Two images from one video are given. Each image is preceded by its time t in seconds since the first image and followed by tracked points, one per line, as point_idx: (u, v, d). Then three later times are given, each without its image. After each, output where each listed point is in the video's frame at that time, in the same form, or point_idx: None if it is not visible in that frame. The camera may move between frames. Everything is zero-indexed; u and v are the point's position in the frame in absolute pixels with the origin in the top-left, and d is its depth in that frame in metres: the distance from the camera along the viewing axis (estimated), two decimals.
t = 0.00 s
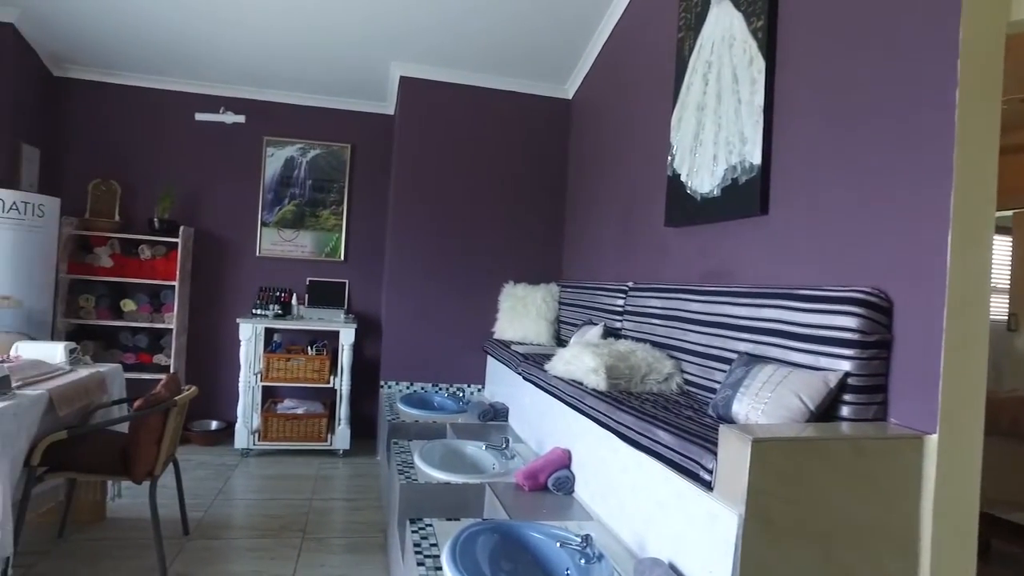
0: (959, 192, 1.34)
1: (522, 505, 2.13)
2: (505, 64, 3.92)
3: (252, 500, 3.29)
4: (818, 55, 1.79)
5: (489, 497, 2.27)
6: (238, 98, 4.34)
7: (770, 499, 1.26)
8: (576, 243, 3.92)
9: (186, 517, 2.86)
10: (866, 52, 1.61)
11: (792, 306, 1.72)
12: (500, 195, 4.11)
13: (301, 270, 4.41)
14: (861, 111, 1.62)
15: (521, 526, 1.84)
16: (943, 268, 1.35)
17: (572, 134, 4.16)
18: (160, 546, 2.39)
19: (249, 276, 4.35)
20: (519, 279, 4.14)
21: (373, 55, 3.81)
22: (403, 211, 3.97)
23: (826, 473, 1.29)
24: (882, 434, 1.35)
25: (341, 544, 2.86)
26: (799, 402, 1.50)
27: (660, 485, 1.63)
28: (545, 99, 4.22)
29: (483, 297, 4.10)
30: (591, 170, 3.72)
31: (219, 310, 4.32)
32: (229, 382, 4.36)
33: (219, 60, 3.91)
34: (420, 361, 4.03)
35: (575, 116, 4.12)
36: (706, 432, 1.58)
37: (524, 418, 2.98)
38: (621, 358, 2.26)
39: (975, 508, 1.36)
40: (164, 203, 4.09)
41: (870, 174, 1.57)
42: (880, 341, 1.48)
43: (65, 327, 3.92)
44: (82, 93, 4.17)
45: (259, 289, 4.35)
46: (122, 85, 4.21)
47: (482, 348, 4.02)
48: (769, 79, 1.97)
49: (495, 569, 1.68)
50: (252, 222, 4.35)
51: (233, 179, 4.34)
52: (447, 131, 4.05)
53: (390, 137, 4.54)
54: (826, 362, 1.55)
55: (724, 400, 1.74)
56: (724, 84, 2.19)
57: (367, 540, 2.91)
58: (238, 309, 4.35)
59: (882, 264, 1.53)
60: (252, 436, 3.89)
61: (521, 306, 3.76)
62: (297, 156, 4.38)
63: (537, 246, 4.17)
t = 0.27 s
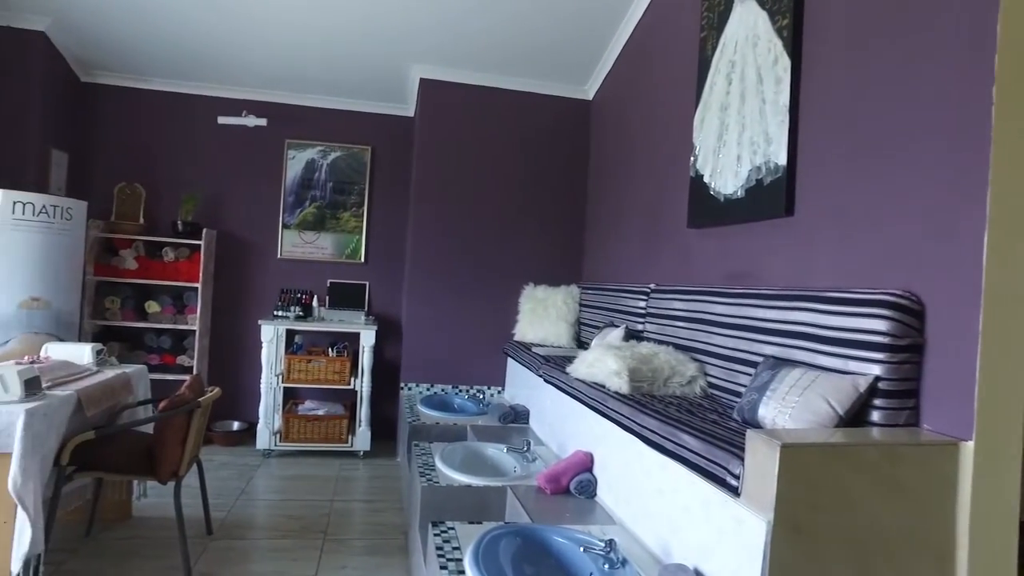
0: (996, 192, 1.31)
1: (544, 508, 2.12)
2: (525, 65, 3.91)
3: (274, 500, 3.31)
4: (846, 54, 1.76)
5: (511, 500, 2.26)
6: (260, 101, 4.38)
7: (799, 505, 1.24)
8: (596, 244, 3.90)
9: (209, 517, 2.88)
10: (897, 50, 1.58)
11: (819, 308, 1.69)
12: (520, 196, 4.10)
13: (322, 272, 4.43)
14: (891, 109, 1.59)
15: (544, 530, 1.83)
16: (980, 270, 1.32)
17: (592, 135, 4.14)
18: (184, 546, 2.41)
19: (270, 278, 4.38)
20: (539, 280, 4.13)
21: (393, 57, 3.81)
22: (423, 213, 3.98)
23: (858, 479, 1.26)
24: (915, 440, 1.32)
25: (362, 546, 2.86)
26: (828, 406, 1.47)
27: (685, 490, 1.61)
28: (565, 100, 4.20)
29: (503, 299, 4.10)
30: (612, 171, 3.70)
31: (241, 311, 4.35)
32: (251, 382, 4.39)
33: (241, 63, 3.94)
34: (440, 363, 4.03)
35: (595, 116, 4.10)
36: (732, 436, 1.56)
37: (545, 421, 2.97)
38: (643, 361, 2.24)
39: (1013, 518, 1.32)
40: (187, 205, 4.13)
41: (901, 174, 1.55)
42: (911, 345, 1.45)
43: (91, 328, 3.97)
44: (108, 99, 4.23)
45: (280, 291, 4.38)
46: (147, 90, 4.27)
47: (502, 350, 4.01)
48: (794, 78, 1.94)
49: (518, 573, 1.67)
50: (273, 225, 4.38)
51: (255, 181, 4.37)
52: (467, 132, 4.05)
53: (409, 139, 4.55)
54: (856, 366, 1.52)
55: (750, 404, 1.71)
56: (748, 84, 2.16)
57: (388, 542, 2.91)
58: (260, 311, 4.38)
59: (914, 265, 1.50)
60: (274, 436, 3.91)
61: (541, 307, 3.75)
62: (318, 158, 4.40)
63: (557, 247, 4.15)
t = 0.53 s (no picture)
0: None
1: (565, 512, 2.11)
2: (544, 66, 3.90)
3: (294, 501, 3.33)
4: (873, 52, 1.73)
5: (531, 503, 2.25)
6: (279, 103, 4.40)
7: (828, 512, 1.21)
8: (615, 246, 3.88)
9: (230, 517, 2.90)
10: (926, 47, 1.55)
11: (846, 311, 1.67)
12: (538, 198, 4.10)
13: (341, 273, 4.45)
14: (921, 108, 1.56)
15: (565, 533, 1.82)
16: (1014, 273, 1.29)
17: (611, 135, 4.12)
18: (207, 545, 2.42)
19: (290, 280, 4.41)
20: (558, 282, 4.12)
21: (412, 58, 3.82)
22: (441, 214, 3.99)
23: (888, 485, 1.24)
24: (947, 446, 1.29)
25: (382, 547, 2.87)
26: (855, 411, 1.44)
27: (708, 495, 1.60)
28: (584, 100, 4.19)
29: (522, 301, 4.09)
30: (631, 171, 3.68)
31: (261, 313, 4.38)
32: (271, 383, 4.42)
33: (261, 65, 3.97)
34: (459, 364, 4.04)
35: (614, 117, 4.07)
36: (757, 441, 1.54)
37: (564, 423, 2.95)
38: (665, 363, 2.22)
39: None
40: (208, 207, 4.16)
41: (931, 174, 1.52)
42: (942, 348, 1.42)
43: (115, 329, 4.02)
44: (132, 102, 4.28)
45: (300, 292, 4.40)
46: (170, 93, 4.31)
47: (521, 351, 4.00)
48: (819, 77, 1.92)
49: None
50: (293, 226, 4.41)
51: (275, 183, 4.40)
52: (486, 134, 4.05)
53: (428, 141, 4.56)
54: (884, 370, 1.50)
55: (775, 408, 1.69)
56: (772, 83, 2.14)
57: (407, 543, 2.92)
58: (280, 312, 4.40)
59: (945, 267, 1.47)
60: (294, 437, 3.93)
61: (560, 309, 3.75)
62: (337, 160, 4.42)
63: (576, 248, 4.14)
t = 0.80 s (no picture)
0: None
1: (588, 515, 2.09)
2: (564, 66, 3.89)
3: (316, 501, 3.34)
4: (904, 49, 1.69)
5: (553, 507, 2.23)
6: (301, 106, 4.43)
7: (860, 519, 1.19)
8: (637, 247, 3.85)
9: (253, 518, 2.92)
10: (959, 43, 1.52)
11: (876, 314, 1.63)
12: (559, 199, 4.08)
13: (362, 275, 4.47)
14: (954, 106, 1.53)
15: (589, 537, 1.80)
16: None
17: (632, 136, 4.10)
18: (231, 546, 2.44)
19: (312, 281, 4.43)
20: (578, 283, 4.10)
21: (432, 59, 3.83)
22: (462, 215, 3.99)
23: (923, 493, 1.21)
24: (984, 454, 1.26)
25: (403, 549, 2.87)
26: (886, 416, 1.42)
27: (735, 500, 1.57)
28: (604, 101, 4.16)
29: (543, 303, 4.07)
30: (652, 172, 3.65)
31: (283, 314, 4.40)
32: (293, 384, 4.44)
33: (283, 68, 4.00)
34: (479, 366, 4.03)
35: (635, 117, 4.05)
36: (785, 445, 1.51)
37: (586, 426, 2.94)
38: (689, 366, 2.20)
39: None
40: (231, 209, 4.20)
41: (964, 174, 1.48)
42: (977, 353, 1.39)
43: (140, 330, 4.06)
44: (157, 106, 4.33)
45: (321, 294, 4.42)
46: (193, 97, 4.35)
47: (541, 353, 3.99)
48: (846, 75, 1.88)
49: None
50: (314, 228, 4.43)
51: (297, 185, 4.43)
52: (506, 135, 4.04)
53: (448, 143, 4.56)
54: (916, 374, 1.47)
55: (802, 412, 1.66)
56: (797, 81, 2.10)
57: (428, 545, 2.92)
58: (301, 313, 4.43)
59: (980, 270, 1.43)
60: (315, 438, 3.95)
61: (581, 310, 3.74)
62: (357, 162, 4.44)
63: (597, 250, 4.11)
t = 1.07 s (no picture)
0: None
1: (611, 519, 2.07)
2: (584, 66, 3.87)
3: (337, 502, 3.35)
4: (935, 46, 1.66)
5: (575, 510, 2.22)
6: (321, 108, 4.45)
7: (895, 527, 1.15)
8: (658, 248, 3.82)
9: (275, 518, 2.94)
10: (993, 39, 1.48)
11: (907, 316, 1.60)
12: (579, 200, 4.06)
13: (381, 276, 4.48)
14: (988, 103, 1.49)
15: (613, 542, 1.79)
16: None
17: (652, 136, 4.07)
18: (253, 546, 2.45)
19: (332, 283, 4.45)
20: (599, 285, 4.08)
21: (452, 60, 3.83)
22: (482, 217, 3.99)
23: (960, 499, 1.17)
24: None
25: (424, 551, 2.87)
26: (920, 421, 1.38)
27: (762, 505, 1.54)
28: (625, 101, 4.14)
29: (563, 304, 4.06)
30: (674, 172, 3.63)
31: (304, 316, 4.43)
32: (313, 386, 4.46)
33: (304, 70, 4.02)
34: (499, 367, 4.03)
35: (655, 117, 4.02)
36: (814, 450, 1.49)
37: (608, 428, 2.92)
38: (712, 369, 2.17)
39: None
40: (253, 211, 4.23)
41: (999, 173, 1.45)
42: (1014, 357, 1.35)
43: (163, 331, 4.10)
44: (180, 110, 4.37)
45: (341, 295, 4.44)
46: (216, 100, 4.39)
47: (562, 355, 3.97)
48: (875, 73, 1.85)
49: None
50: (334, 230, 4.45)
51: (318, 188, 4.45)
52: (526, 136, 4.03)
53: (467, 145, 4.55)
54: (950, 378, 1.43)
55: (830, 416, 1.63)
56: (824, 80, 2.07)
57: (449, 548, 2.91)
58: (321, 315, 4.44)
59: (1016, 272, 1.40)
60: (336, 439, 3.96)
61: (602, 312, 3.72)
62: (377, 164, 4.45)
63: (617, 251, 4.09)
